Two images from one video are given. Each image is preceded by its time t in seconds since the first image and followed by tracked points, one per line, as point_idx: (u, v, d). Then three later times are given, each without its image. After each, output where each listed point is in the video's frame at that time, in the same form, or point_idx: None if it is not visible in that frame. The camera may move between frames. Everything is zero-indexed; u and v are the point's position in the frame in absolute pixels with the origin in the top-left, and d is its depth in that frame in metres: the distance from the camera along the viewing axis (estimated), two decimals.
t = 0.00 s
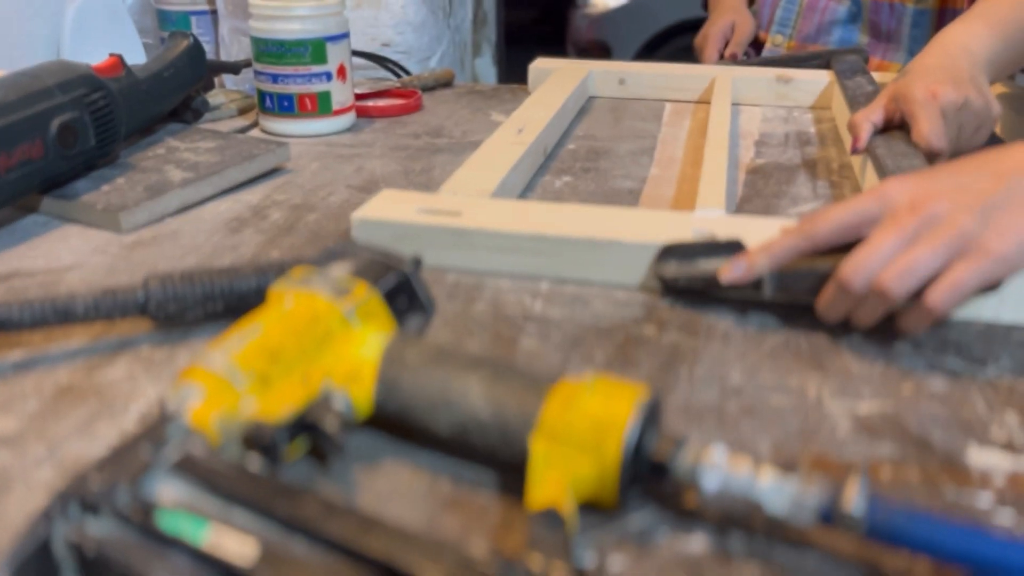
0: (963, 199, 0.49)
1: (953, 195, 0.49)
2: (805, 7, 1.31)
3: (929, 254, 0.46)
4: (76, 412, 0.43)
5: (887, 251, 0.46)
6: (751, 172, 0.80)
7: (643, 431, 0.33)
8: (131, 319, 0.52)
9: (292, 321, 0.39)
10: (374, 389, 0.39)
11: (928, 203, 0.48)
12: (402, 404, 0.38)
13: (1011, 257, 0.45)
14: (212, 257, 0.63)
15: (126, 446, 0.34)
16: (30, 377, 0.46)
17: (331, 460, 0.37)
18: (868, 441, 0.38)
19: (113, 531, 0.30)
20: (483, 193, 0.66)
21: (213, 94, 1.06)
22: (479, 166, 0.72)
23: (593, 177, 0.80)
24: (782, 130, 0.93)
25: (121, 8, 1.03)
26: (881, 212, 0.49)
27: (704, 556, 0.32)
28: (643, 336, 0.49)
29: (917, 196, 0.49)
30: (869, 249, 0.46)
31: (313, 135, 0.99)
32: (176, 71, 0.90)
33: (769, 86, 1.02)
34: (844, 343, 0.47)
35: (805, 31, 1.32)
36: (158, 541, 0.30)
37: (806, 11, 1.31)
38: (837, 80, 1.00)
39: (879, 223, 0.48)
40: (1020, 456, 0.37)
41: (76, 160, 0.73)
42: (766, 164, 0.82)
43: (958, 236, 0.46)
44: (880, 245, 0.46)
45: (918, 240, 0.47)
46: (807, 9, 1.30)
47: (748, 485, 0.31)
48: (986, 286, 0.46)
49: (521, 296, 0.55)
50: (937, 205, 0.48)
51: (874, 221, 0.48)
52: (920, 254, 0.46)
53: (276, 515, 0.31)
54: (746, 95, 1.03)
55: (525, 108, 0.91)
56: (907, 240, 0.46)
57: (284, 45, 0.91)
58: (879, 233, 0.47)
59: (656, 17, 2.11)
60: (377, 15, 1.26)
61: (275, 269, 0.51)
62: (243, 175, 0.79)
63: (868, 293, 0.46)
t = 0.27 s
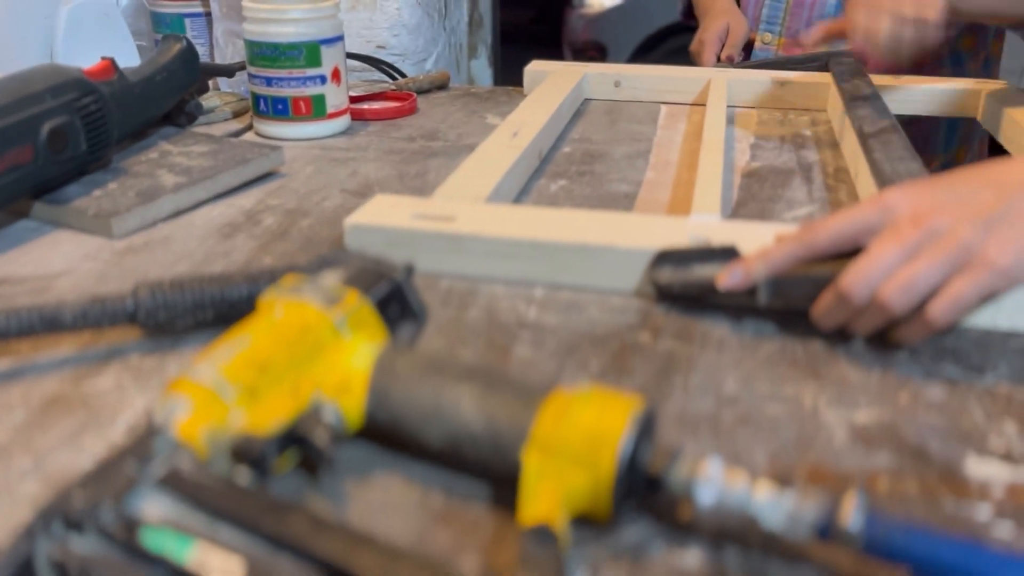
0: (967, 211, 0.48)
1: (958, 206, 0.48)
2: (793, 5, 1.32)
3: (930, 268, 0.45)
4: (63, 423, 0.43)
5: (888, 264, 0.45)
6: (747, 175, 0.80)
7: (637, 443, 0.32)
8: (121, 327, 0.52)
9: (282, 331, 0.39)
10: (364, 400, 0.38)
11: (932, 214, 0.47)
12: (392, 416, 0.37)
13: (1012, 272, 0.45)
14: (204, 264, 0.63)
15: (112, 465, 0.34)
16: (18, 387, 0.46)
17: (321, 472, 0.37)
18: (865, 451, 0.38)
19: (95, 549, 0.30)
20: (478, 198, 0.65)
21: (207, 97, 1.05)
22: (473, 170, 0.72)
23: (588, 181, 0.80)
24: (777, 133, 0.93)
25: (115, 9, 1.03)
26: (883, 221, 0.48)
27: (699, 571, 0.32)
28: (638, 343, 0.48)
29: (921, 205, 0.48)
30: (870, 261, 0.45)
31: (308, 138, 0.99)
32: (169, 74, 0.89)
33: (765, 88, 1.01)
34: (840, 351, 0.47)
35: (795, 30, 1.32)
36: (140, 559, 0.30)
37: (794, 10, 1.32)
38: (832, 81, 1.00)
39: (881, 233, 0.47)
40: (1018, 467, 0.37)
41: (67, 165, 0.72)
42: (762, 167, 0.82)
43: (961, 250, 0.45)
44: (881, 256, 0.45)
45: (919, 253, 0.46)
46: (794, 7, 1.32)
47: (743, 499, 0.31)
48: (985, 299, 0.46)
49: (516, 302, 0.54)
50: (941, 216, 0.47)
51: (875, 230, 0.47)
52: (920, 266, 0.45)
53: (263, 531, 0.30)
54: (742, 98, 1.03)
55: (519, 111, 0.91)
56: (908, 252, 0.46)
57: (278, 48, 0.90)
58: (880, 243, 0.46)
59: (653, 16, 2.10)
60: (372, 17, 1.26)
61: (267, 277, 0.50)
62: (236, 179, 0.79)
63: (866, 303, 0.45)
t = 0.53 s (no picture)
0: (966, 216, 0.47)
1: (957, 212, 0.48)
2: None
3: (929, 276, 0.44)
4: (53, 433, 0.42)
5: (885, 271, 0.45)
6: (744, 178, 0.79)
7: (634, 455, 0.32)
8: (113, 334, 0.51)
9: (274, 340, 0.38)
10: (357, 411, 0.38)
11: (932, 221, 0.47)
12: (386, 427, 0.37)
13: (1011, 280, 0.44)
14: (197, 269, 0.62)
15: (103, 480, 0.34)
16: (7, 396, 0.45)
17: (313, 484, 0.37)
18: (863, 461, 0.38)
19: (84, 564, 0.30)
20: (473, 202, 0.65)
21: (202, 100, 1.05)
22: (468, 174, 0.71)
23: (585, 184, 0.79)
24: (773, 135, 0.92)
25: (108, 10, 1.02)
26: (882, 228, 0.47)
27: None
28: (635, 350, 0.48)
29: (920, 213, 0.48)
30: (867, 268, 0.45)
31: (302, 141, 0.98)
32: (163, 77, 0.89)
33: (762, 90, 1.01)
34: (838, 357, 0.46)
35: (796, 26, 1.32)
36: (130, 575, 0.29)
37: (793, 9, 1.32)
38: (829, 83, 1.00)
39: (879, 241, 0.47)
40: (1018, 476, 0.36)
41: (59, 169, 0.71)
42: (758, 170, 0.81)
43: (960, 258, 0.45)
44: (879, 264, 0.45)
45: (918, 260, 0.45)
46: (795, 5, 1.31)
47: (740, 513, 0.31)
48: (983, 307, 0.45)
49: (511, 309, 0.54)
50: (940, 224, 0.46)
51: (873, 238, 0.47)
52: (918, 273, 0.45)
53: (253, 545, 0.30)
54: (739, 100, 1.03)
55: (515, 114, 0.90)
56: (906, 260, 0.45)
57: (272, 51, 0.90)
58: (878, 250, 0.46)
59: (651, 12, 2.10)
60: (366, 18, 1.25)
61: (260, 284, 0.50)
62: (230, 183, 0.78)
63: (863, 310, 0.45)
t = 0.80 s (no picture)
0: (966, 224, 0.47)
1: (957, 219, 0.47)
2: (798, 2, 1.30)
3: (928, 284, 0.44)
4: (45, 444, 0.42)
5: (884, 279, 0.44)
6: (742, 182, 0.79)
7: (632, 468, 0.32)
8: (106, 343, 0.51)
9: (269, 350, 0.38)
10: (352, 423, 0.37)
11: (931, 228, 0.46)
12: (381, 439, 0.37)
13: (1010, 288, 0.44)
14: (191, 275, 0.62)
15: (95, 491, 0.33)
16: None
17: (308, 496, 0.36)
18: (863, 471, 0.37)
19: None
20: (469, 207, 0.64)
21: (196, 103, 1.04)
22: (463, 178, 0.71)
23: (581, 188, 0.79)
24: (770, 138, 0.92)
25: (103, 12, 1.01)
26: (881, 236, 0.47)
27: None
28: (632, 358, 0.48)
29: (919, 220, 0.48)
30: (865, 277, 0.44)
31: (298, 144, 0.97)
32: (157, 81, 0.88)
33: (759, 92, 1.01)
34: (837, 365, 0.46)
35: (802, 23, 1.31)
36: None
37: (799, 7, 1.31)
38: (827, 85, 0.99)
39: (878, 249, 0.47)
40: (1020, 486, 0.36)
41: (52, 174, 0.71)
42: (756, 173, 0.81)
43: (959, 265, 0.45)
44: (878, 272, 0.44)
45: (918, 268, 0.45)
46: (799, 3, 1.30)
47: (740, 527, 0.30)
48: (982, 315, 0.45)
49: (508, 315, 0.54)
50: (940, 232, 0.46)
51: (872, 246, 0.47)
52: (918, 281, 0.44)
53: (247, 562, 0.29)
54: (736, 102, 1.02)
55: (512, 117, 0.90)
56: (906, 268, 0.45)
57: (268, 53, 0.89)
58: (878, 258, 0.45)
59: (650, 10, 2.09)
60: (362, 20, 1.25)
61: (254, 291, 0.49)
62: (225, 188, 0.77)
63: (862, 318, 0.45)
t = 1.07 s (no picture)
0: (967, 232, 0.47)
1: (958, 227, 0.47)
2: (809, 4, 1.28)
3: (928, 293, 0.44)
4: (36, 457, 0.41)
5: (884, 288, 0.44)
6: (740, 185, 0.79)
7: (632, 483, 0.31)
8: (98, 352, 0.50)
9: (262, 362, 0.37)
10: (347, 436, 0.37)
11: (931, 236, 0.46)
12: (376, 453, 0.36)
13: (1011, 298, 0.44)
14: (185, 282, 0.61)
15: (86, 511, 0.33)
16: None
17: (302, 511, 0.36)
18: (864, 483, 0.37)
19: None
20: (465, 213, 0.64)
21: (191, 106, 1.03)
22: (459, 183, 0.70)
23: (578, 192, 0.79)
24: (768, 140, 0.92)
25: (97, 14, 1.01)
26: (881, 244, 0.47)
27: None
28: (630, 366, 0.47)
29: (920, 228, 0.47)
30: (865, 286, 0.44)
31: (293, 147, 0.97)
32: (150, 85, 0.87)
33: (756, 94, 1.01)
34: (837, 373, 0.46)
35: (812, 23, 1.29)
36: None
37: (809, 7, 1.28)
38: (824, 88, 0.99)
39: (878, 257, 0.46)
40: (1022, 498, 0.36)
41: (45, 180, 0.70)
42: (753, 176, 0.81)
43: (960, 274, 0.44)
44: (878, 281, 0.44)
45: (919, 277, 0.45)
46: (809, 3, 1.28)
47: (741, 543, 0.30)
48: (982, 325, 0.45)
49: (505, 323, 0.53)
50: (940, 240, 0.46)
51: (872, 254, 0.46)
52: (918, 291, 0.44)
53: None
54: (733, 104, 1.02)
55: (508, 120, 0.89)
56: (906, 277, 0.44)
57: (262, 57, 0.89)
58: (878, 266, 0.45)
59: (648, 7, 2.08)
60: (358, 22, 1.24)
61: (249, 300, 0.49)
62: (219, 193, 0.77)
63: (862, 327, 0.44)
